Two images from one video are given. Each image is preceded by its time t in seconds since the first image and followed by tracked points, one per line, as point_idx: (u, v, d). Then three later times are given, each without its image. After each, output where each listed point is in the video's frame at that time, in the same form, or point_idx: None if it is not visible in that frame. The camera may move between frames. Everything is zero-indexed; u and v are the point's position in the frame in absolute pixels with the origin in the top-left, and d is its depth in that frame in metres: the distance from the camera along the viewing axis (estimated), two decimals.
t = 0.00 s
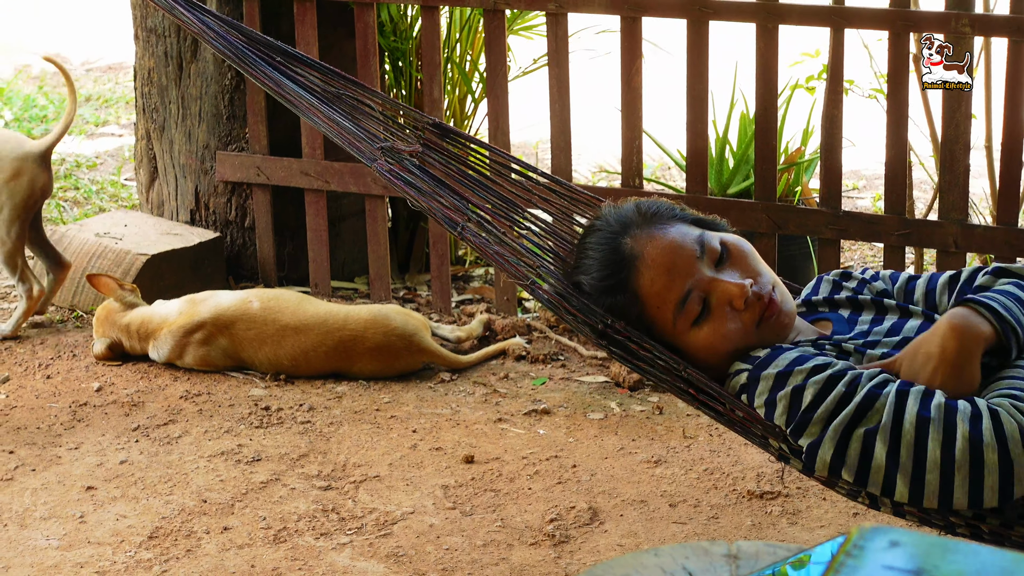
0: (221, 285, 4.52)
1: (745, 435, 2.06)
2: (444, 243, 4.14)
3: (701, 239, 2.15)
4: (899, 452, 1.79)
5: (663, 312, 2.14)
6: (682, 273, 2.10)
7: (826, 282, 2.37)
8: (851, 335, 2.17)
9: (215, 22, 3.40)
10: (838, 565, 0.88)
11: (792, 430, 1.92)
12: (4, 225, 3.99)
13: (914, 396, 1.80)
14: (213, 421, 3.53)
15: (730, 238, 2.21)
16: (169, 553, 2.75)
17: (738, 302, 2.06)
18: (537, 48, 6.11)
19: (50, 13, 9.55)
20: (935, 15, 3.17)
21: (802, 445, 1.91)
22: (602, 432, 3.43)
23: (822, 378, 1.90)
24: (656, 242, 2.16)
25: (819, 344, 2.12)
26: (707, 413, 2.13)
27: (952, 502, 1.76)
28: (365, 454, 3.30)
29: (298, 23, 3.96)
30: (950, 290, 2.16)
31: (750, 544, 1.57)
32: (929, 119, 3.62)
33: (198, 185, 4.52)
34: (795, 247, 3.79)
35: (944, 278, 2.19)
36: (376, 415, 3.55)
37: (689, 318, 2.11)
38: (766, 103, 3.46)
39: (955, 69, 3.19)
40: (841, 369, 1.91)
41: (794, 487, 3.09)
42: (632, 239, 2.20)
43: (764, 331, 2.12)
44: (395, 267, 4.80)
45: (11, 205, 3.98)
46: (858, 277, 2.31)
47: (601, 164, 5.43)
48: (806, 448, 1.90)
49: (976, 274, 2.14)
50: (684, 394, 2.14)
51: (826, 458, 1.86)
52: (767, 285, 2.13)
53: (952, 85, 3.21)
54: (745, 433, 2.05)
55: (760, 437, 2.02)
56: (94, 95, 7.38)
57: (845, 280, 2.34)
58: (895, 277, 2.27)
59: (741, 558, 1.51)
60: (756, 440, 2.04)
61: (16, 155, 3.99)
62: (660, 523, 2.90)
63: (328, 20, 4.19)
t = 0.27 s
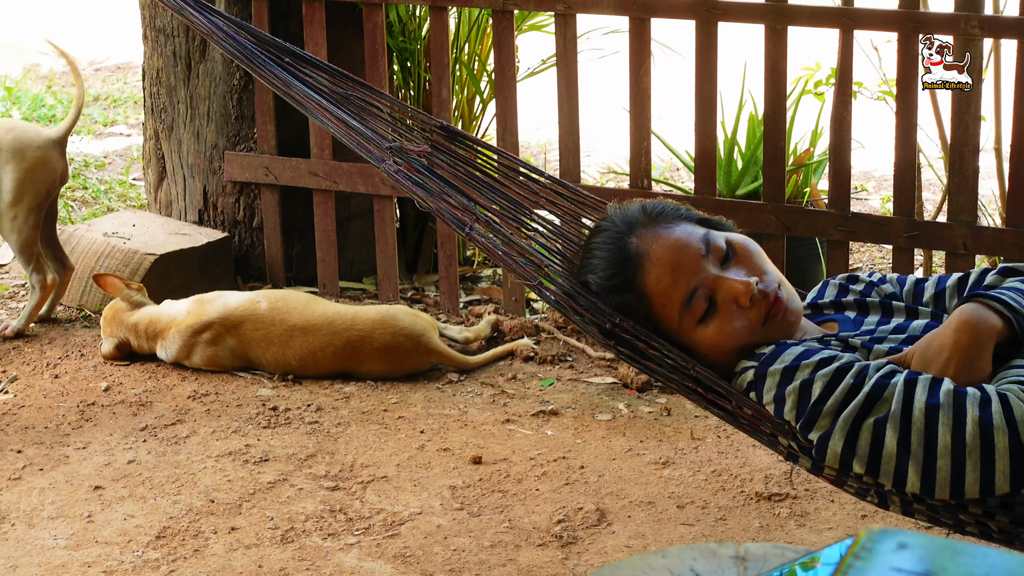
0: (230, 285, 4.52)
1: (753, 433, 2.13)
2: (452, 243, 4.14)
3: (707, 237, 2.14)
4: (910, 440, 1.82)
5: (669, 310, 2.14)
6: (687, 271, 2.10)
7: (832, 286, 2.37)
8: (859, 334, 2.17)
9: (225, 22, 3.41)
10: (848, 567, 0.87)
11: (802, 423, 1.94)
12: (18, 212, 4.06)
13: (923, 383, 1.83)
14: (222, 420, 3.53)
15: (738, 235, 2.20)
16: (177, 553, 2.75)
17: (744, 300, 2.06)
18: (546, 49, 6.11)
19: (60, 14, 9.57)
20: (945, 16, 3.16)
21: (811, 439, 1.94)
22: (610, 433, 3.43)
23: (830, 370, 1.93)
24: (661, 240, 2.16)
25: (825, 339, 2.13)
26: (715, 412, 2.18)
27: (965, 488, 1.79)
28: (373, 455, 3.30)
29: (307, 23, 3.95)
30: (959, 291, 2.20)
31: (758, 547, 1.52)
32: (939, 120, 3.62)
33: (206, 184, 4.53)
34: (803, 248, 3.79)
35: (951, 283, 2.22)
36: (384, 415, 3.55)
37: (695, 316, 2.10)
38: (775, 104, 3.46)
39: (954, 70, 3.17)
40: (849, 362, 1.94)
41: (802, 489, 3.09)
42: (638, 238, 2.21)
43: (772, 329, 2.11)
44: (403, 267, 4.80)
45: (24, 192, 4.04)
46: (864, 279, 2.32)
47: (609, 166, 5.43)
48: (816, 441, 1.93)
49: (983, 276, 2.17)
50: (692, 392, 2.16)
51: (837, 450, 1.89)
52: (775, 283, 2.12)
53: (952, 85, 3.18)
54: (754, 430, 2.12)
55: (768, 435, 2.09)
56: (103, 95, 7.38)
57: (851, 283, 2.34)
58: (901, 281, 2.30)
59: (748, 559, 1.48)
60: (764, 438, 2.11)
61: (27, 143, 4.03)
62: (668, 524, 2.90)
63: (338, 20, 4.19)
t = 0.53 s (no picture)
0: (241, 285, 4.53)
1: (770, 430, 2.11)
2: (463, 244, 4.15)
3: (723, 234, 2.16)
4: (927, 439, 1.83)
5: (687, 306, 2.16)
6: (704, 267, 2.12)
7: (850, 286, 2.36)
8: (878, 331, 2.19)
9: (239, 22, 3.42)
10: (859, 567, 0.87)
11: (819, 420, 1.95)
12: (35, 209, 4.08)
13: (941, 382, 1.83)
14: (233, 421, 3.54)
15: (753, 233, 2.22)
16: (188, 553, 2.75)
17: (761, 296, 2.07)
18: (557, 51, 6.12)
19: (72, 16, 9.61)
20: (957, 18, 3.15)
21: (829, 435, 1.94)
22: (620, 435, 3.42)
23: (848, 367, 1.93)
24: (679, 237, 2.18)
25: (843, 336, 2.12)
26: (731, 407, 2.16)
27: (981, 487, 1.79)
28: (383, 455, 3.31)
29: (319, 24, 3.96)
30: (980, 294, 2.21)
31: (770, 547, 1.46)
32: (951, 123, 3.62)
33: (218, 185, 4.54)
34: (814, 251, 3.80)
35: (972, 283, 2.22)
36: (395, 416, 3.55)
37: (712, 312, 2.12)
38: (787, 106, 3.46)
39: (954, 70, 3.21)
40: (867, 359, 1.94)
41: (813, 491, 3.09)
42: (655, 235, 2.22)
43: (788, 324, 2.13)
44: (414, 268, 4.81)
45: (43, 189, 4.07)
46: (883, 278, 2.32)
47: (620, 167, 5.43)
48: (833, 438, 1.93)
49: (1004, 275, 2.17)
50: (709, 387, 2.17)
51: (853, 447, 1.89)
52: (791, 278, 2.14)
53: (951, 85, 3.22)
54: (770, 427, 2.10)
55: (785, 432, 2.07)
56: (114, 96, 7.40)
57: (870, 282, 2.34)
58: (920, 282, 2.30)
59: (759, 561, 1.42)
60: (780, 434, 2.09)
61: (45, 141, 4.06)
62: (678, 526, 2.89)
63: (349, 21, 4.20)
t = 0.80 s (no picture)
0: (252, 287, 4.54)
1: (781, 433, 2.13)
2: (475, 246, 4.16)
3: (736, 238, 2.16)
4: (939, 444, 1.83)
5: (699, 308, 2.16)
6: (718, 270, 2.12)
7: (860, 287, 2.36)
8: (890, 335, 2.18)
9: (252, 23, 3.44)
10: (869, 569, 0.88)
11: (831, 424, 1.95)
12: (48, 208, 4.09)
13: (953, 387, 1.83)
14: (244, 422, 3.54)
15: (766, 237, 2.22)
16: (199, 554, 2.75)
17: (774, 300, 2.07)
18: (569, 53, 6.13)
19: (85, 19, 9.66)
20: (970, 21, 3.15)
21: (840, 439, 1.94)
22: (632, 437, 3.43)
23: (859, 372, 1.93)
24: (692, 240, 2.18)
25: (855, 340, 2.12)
26: (743, 410, 2.18)
27: (993, 492, 1.79)
28: (394, 457, 3.31)
29: (332, 26, 3.97)
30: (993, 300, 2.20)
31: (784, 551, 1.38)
32: (963, 126, 3.62)
33: (230, 186, 4.55)
34: (827, 255, 3.81)
35: (985, 290, 2.23)
36: (406, 418, 3.56)
37: (725, 315, 2.12)
38: (799, 109, 3.46)
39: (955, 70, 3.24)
40: (878, 364, 1.94)
41: (824, 494, 3.08)
42: (668, 237, 2.23)
43: (801, 329, 2.13)
44: (426, 270, 4.82)
45: (55, 189, 4.08)
46: (894, 280, 2.32)
47: (632, 169, 5.44)
48: (845, 442, 1.93)
49: (1016, 284, 2.17)
50: (721, 390, 2.17)
51: (866, 451, 1.89)
52: (804, 283, 2.14)
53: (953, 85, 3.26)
54: (782, 429, 2.12)
55: (797, 434, 2.09)
56: (127, 96, 7.42)
57: (881, 284, 2.34)
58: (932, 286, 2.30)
59: (770, 564, 1.34)
60: (791, 437, 2.11)
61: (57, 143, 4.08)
62: (689, 529, 2.89)
63: (362, 23, 4.20)
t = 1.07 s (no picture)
0: (261, 287, 4.55)
1: (788, 437, 2.12)
2: (484, 247, 4.16)
3: (744, 241, 2.17)
4: (946, 448, 1.82)
5: (706, 311, 2.16)
6: (724, 273, 2.13)
7: (868, 290, 2.35)
8: (896, 339, 2.18)
9: (260, 25, 3.45)
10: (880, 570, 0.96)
11: (839, 428, 1.95)
12: (62, 207, 4.11)
13: (960, 392, 1.83)
14: (253, 423, 3.54)
15: (774, 241, 2.22)
16: (208, 554, 2.76)
17: (781, 303, 2.07)
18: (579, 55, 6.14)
19: (96, 21, 9.69)
20: (980, 23, 3.14)
21: (848, 443, 1.94)
22: (641, 439, 3.42)
23: (866, 376, 1.93)
24: (700, 242, 2.19)
25: (863, 343, 2.14)
26: (751, 414, 2.17)
27: (1000, 496, 1.79)
28: (403, 458, 3.31)
29: (342, 27, 3.98)
30: (1001, 303, 2.19)
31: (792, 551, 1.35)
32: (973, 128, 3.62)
33: (240, 187, 4.56)
34: (837, 256, 3.81)
35: (993, 294, 2.21)
36: (414, 419, 3.56)
37: (732, 317, 2.13)
38: (809, 111, 3.46)
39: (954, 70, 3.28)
40: (886, 368, 1.94)
41: (833, 497, 3.06)
42: (676, 240, 2.24)
43: (808, 332, 2.13)
44: (436, 272, 4.83)
45: (68, 187, 4.10)
46: (902, 284, 2.31)
47: (641, 171, 5.45)
48: (852, 447, 1.93)
49: None
50: (729, 394, 2.17)
51: (873, 455, 1.90)
52: (811, 286, 2.14)
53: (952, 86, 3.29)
54: (790, 433, 2.10)
55: (804, 438, 2.08)
56: (138, 97, 7.44)
57: (888, 288, 2.33)
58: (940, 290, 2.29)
59: (778, 565, 1.32)
60: (800, 441, 2.09)
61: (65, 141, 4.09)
62: (698, 530, 2.88)
63: (373, 25, 4.21)
